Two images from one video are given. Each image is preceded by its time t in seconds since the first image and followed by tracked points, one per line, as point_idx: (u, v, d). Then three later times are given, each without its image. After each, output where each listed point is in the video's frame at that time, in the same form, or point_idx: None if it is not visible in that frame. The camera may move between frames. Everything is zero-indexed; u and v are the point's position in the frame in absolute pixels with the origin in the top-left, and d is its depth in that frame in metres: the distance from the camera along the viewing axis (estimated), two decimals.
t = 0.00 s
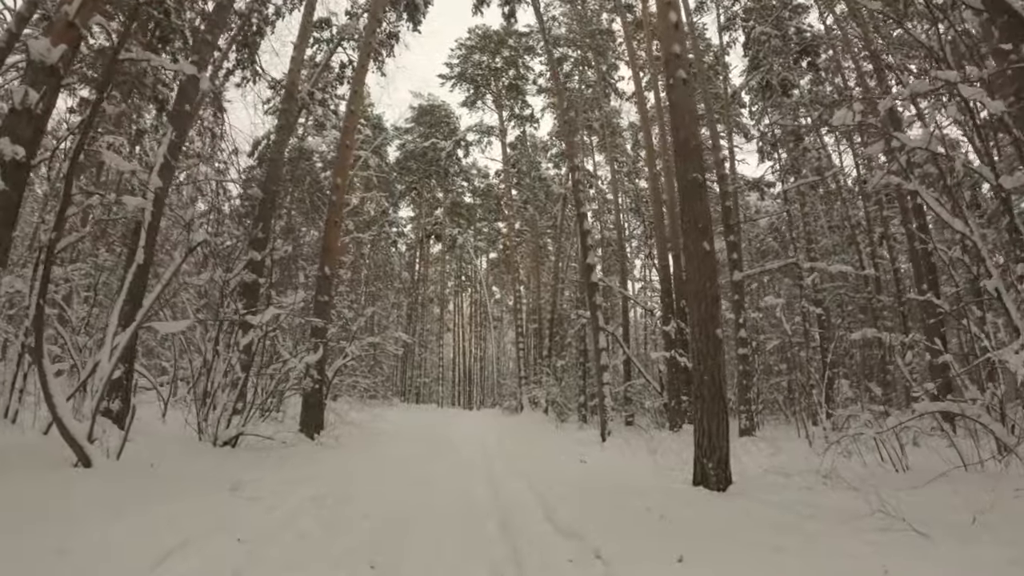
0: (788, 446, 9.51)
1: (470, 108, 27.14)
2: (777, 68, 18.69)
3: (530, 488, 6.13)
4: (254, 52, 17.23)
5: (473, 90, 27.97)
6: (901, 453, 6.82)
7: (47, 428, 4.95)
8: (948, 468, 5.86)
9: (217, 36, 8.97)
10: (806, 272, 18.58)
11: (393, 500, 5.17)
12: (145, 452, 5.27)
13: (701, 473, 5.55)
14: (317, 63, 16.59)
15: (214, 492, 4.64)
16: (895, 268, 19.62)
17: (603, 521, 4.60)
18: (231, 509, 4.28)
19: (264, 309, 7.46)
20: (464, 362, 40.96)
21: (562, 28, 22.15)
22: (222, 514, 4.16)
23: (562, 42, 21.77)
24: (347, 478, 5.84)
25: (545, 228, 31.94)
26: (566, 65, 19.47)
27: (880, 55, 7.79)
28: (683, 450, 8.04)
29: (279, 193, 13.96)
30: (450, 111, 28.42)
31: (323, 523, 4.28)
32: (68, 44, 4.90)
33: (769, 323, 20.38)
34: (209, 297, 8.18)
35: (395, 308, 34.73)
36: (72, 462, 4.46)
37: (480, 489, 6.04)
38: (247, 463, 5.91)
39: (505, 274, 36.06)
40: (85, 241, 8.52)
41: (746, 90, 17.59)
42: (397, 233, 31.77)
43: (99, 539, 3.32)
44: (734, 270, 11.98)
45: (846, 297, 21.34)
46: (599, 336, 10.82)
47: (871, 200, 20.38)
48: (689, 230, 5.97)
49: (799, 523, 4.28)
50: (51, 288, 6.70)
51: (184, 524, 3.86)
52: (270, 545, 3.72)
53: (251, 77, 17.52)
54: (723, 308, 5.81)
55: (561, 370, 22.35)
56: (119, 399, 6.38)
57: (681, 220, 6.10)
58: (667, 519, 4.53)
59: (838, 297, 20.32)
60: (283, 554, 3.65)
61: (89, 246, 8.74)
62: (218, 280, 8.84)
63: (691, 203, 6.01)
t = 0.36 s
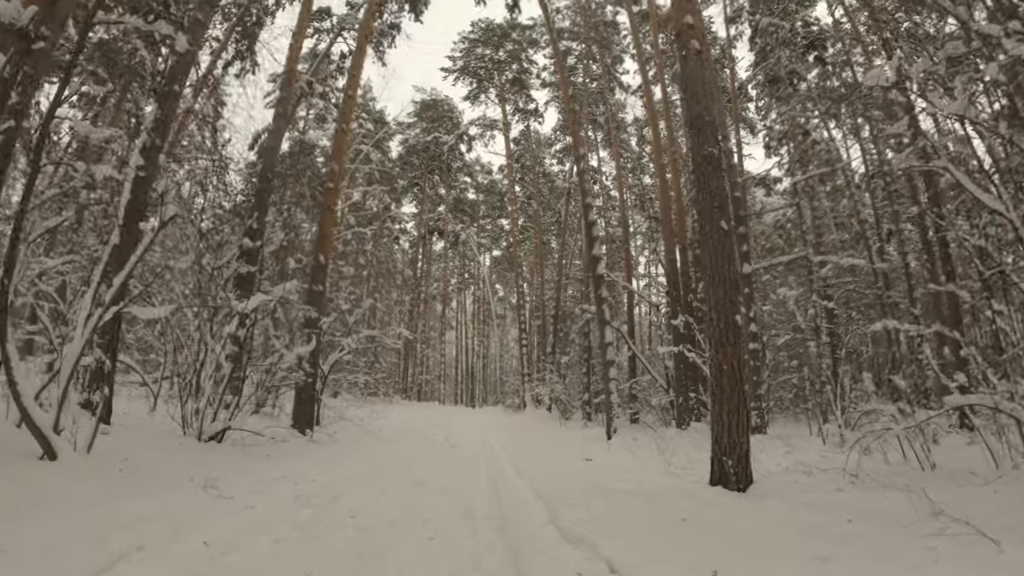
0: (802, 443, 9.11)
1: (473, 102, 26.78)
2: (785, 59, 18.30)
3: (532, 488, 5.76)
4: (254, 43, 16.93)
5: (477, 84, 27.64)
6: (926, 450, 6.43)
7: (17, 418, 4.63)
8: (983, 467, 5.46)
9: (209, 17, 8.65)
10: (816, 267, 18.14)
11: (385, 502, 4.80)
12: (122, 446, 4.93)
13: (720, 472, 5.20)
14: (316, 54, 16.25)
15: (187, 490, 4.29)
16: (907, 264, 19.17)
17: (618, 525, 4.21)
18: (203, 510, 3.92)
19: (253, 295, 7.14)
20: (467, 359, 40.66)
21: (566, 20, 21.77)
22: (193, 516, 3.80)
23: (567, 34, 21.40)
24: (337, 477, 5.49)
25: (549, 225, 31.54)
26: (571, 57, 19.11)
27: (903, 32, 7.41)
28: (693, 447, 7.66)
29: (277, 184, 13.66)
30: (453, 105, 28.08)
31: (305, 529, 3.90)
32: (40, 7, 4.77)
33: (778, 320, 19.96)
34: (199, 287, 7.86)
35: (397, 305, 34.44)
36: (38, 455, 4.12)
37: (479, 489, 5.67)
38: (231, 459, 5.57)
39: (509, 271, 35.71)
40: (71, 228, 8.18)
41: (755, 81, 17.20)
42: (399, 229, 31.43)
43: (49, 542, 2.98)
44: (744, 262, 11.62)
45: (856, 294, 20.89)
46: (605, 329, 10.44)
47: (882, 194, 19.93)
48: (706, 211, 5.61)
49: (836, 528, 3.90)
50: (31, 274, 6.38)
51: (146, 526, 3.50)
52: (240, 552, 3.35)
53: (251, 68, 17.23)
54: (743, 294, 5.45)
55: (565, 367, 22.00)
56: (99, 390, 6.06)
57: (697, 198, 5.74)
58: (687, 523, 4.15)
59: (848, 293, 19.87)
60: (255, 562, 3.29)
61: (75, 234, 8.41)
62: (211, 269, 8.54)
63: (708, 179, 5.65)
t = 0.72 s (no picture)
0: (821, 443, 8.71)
1: (476, 98, 26.44)
2: (795, 52, 17.90)
3: (541, 494, 5.42)
4: (254, 36, 16.64)
5: (480, 79, 27.40)
6: (957, 450, 6.04)
7: None
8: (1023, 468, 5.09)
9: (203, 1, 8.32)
10: (828, 263, 17.72)
11: (383, 510, 4.47)
12: (103, 448, 4.61)
13: (749, 475, 4.83)
14: (316, 46, 15.92)
15: (164, 497, 3.94)
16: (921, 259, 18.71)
17: (645, 539, 3.83)
18: (181, 521, 3.57)
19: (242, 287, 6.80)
20: (471, 358, 40.34)
21: (571, 14, 21.40)
22: (171, 527, 3.46)
23: (571, 28, 21.02)
24: (332, 483, 5.16)
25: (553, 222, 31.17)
26: (577, 50, 18.77)
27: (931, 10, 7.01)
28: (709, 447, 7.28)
29: (277, 178, 13.34)
30: (456, 101, 27.75)
31: (295, 543, 3.57)
32: None
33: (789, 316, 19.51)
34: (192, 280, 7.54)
35: (400, 303, 34.15)
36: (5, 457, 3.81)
37: (483, 495, 5.35)
38: (220, 462, 5.23)
39: (513, 269, 35.33)
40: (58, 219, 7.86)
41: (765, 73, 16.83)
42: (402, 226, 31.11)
43: None
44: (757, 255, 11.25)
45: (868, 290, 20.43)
46: (615, 325, 10.08)
47: (896, 188, 19.47)
48: (732, 193, 5.29)
49: (890, 538, 3.51)
50: (12, 266, 6.07)
51: (114, 540, 3.14)
52: (212, 570, 3.01)
53: (251, 62, 16.93)
54: (772, 281, 5.12)
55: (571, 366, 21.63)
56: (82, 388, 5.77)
57: (720, 177, 5.43)
58: (725, 536, 3.75)
59: (859, 290, 19.43)
60: None
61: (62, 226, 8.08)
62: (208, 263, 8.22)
63: (731, 159, 5.34)
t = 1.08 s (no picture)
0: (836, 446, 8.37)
1: (477, 95, 26.15)
2: (801, 45, 17.61)
3: (546, 503, 5.07)
4: (251, 32, 16.32)
5: (481, 77, 26.75)
6: (988, 453, 5.72)
7: None
8: None
9: None
10: (836, 259, 17.36)
11: (375, 525, 4.13)
12: (80, 457, 4.31)
13: (776, 483, 4.55)
14: (314, 41, 15.63)
15: (135, 511, 3.60)
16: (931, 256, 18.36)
17: (672, 558, 3.48)
18: (154, 540, 3.23)
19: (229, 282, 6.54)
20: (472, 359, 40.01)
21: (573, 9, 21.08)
22: (142, 545, 3.15)
23: (573, 23, 20.70)
24: (322, 492, 4.83)
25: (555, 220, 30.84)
26: (580, 48, 18.48)
27: None
28: (721, 450, 6.95)
29: (272, 176, 12.96)
30: (456, 99, 27.39)
31: (275, 567, 3.22)
32: None
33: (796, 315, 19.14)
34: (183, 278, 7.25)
35: (401, 303, 33.88)
36: None
37: (484, 504, 5.01)
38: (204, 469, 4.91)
39: (514, 268, 35.02)
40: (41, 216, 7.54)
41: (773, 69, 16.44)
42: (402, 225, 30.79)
43: None
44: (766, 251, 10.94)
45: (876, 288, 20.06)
46: (623, 325, 9.68)
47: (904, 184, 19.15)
48: (755, 180, 5.02)
49: (944, 555, 3.20)
50: None
51: (74, 559, 2.82)
52: None
53: (248, 58, 16.63)
54: (798, 272, 4.84)
55: (574, 366, 21.32)
56: (63, 390, 5.51)
57: (741, 161, 5.19)
58: (764, 557, 3.39)
59: (868, 287, 19.07)
60: None
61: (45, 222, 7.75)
62: (202, 259, 7.94)
63: (753, 140, 5.10)
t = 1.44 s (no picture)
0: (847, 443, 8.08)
1: (476, 88, 25.78)
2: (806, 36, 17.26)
3: (549, 501, 4.72)
4: (246, 21, 15.95)
5: (480, 70, 26.17)
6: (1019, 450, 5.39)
7: None
8: None
9: None
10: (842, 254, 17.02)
11: (361, 531, 3.72)
12: (44, 457, 3.96)
13: (805, 484, 4.24)
14: (309, 29, 15.24)
15: (86, 515, 3.24)
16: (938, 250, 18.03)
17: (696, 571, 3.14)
18: (106, 551, 2.87)
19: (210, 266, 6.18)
20: (471, 356, 39.67)
21: None
22: (92, 556, 2.79)
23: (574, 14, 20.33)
24: (305, 493, 4.44)
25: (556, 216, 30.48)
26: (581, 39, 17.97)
27: None
28: (730, 447, 6.64)
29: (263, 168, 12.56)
30: (455, 93, 26.98)
31: None
32: None
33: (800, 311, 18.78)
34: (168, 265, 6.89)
35: (399, 299, 33.53)
36: None
37: (483, 502, 4.62)
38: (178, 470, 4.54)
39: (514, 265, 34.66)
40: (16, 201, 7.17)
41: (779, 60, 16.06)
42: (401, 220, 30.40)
43: None
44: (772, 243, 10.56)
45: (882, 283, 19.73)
46: (625, 318, 9.30)
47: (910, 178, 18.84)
48: (777, 151, 4.78)
49: (1012, 568, 2.86)
50: None
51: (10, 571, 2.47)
52: None
53: (243, 48, 16.26)
54: (824, 251, 4.57)
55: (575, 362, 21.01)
56: (37, 381, 5.28)
57: (762, 133, 4.94)
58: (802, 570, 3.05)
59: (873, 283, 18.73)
60: None
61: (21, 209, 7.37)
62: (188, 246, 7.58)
63: (774, 110, 4.85)
